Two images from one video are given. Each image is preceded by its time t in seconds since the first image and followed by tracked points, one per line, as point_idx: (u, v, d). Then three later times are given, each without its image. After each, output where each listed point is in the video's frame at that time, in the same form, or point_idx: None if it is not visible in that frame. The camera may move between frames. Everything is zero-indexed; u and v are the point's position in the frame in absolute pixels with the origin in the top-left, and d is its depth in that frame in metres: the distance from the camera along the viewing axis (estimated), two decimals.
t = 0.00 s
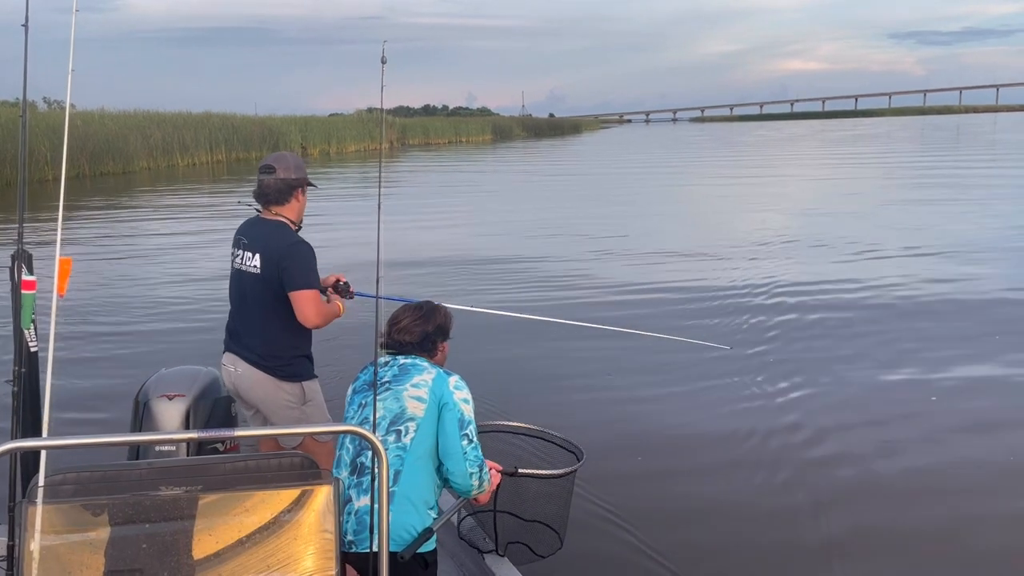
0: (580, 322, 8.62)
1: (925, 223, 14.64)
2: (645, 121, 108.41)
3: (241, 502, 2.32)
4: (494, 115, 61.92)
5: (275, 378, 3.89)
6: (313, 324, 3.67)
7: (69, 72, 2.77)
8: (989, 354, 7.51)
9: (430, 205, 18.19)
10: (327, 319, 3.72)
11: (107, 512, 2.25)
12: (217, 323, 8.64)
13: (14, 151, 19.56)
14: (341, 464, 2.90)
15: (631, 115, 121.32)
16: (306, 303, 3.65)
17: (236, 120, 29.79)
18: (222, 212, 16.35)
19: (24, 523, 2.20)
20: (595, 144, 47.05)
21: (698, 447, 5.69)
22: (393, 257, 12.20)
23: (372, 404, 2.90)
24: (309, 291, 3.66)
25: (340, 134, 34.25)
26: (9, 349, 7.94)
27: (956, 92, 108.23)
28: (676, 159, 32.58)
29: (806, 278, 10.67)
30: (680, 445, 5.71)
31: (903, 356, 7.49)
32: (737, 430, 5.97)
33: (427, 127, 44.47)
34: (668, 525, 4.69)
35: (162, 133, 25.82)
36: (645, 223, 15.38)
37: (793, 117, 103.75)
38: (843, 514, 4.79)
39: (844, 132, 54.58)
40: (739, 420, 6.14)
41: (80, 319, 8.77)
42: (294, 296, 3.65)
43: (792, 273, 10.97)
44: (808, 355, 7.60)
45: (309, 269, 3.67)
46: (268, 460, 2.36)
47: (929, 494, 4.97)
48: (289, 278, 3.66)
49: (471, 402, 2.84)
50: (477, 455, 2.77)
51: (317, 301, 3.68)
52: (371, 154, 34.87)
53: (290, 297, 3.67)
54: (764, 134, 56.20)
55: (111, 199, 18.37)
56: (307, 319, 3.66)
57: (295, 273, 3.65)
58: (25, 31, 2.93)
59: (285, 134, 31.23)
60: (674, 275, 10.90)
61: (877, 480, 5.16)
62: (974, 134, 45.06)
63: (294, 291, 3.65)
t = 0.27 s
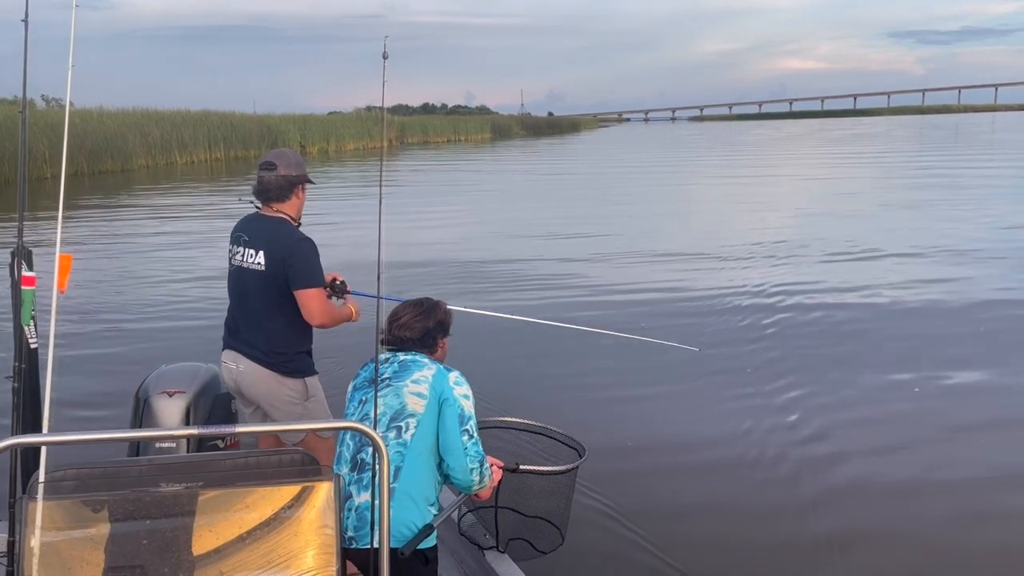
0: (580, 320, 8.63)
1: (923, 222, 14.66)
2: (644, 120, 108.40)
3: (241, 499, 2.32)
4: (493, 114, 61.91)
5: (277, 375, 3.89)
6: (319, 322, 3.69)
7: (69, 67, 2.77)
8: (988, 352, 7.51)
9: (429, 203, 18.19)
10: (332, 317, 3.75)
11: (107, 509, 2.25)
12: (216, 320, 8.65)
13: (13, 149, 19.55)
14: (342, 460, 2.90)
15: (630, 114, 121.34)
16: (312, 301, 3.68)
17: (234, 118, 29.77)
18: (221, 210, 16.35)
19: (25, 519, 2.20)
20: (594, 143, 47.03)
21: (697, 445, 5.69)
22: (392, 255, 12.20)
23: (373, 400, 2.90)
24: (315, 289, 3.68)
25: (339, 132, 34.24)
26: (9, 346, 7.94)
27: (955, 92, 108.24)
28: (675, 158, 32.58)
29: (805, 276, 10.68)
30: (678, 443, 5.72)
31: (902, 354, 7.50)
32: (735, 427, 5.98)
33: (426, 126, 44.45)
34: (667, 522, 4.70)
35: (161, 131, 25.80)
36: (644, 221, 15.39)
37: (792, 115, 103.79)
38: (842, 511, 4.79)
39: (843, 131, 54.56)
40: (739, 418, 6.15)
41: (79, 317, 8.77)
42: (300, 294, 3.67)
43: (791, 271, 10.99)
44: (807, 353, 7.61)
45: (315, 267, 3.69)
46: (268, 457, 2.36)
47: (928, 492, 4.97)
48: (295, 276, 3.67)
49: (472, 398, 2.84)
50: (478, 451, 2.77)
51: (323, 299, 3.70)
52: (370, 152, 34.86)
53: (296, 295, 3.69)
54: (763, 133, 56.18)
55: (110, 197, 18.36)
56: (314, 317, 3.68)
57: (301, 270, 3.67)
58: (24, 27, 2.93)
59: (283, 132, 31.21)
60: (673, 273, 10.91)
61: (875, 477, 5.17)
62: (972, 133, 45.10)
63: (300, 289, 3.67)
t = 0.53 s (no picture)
0: (580, 319, 8.63)
1: (923, 221, 14.67)
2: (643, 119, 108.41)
3: (244, 495, 2.32)
4: (492, 113, 61.88)
5: (281, 370, 3.89)
6: (321, 318, 3.69)
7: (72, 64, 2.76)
8: (988, 352, 7.52)
9: (428, 202, 18.19)
10: (333, 312, 3.74)
11: (109, 504, 2.25)
12: (217, 318, 8.64)
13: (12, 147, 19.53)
14: (344, 456, 2.90)
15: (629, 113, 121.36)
16: (313, 297, 3.68)
17: (233, 116, 29.74)
18: (221, 208, 16.34)
19: (27, 516, 2.20)
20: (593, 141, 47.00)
21: (697, 442, 5.69)
22: (392, 253, 12.20)
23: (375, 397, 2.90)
24: (317, 284, 3.68)
25: (338, 131, 34.20)
26: (9, 343, 7.94)
27: (953, 91, 108.31)
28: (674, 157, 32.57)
29: (805, 275, 10.68)
30: (679, 441, 5.72)
31: (902, 353, 7.51)
32: (736, 425, 5.98)
33: (424, 124, 44.41)
34: (668, 520, 4.70)
35: (160, 129, 25.77)
36: (644, 220, 15.39)
37: (791, 115, 103.79)
38: (843, 509, 4.80)
39: (842, 130, 54.56)
40: (739, 416, 6.15)
41: (79, 314, 8.75)
42: (302, 289, 3.67)
43: (791, 270, 11.00)
44: (807, 352, 7.62)
45: (318, 262, 3.69)
46: (270, 453, 2.36)
47: (928, 490, 4.98)
48: (298, 271, 3.67)
49: (474, 395, 2.84)
50: (480, 448, 2.77)
51: (324, 295, 3.70)
52: (369, 151, 34.84)
53: (299, 290, 3.69)
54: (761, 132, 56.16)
55: (110, 195, 18.34)
56: (315, 313, 3.69)
57: (304, 266, 3.67)
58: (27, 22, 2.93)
59: (282, 130, 31.18)
60: (673, 273, 10.92)
61: (876, 476, 5.18)
62: (971, 133, 45.13)
63: (302, 284, 3.67)
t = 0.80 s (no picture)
0: (580, 317, 8.64)
1: (923, 221, 14.66)
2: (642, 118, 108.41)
3: (247, 492, 2.32)
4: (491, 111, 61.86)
5: (283, 367, 3.90)
6: (321, 313, 3.69)
7: (76, 60, 2.76)
8: (989, 352, 7.52)
9: (427, 200, 18.18)
10: (334, 308, 3.74)
11: (112, 501, 2.25)
12: (217, 316, 8.65)
13: (13, 144, 19.53)
14: (347, 453, 2.90)
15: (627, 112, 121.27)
16: (314, 293, 3.67)
17: (232, 114, 29.72)
18: (220, 206, 16.33)
19: (32, 513, 2.20)
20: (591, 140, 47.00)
21: (698, 442, 5.70)
22: (392, 252, 12.19)
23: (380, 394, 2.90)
24: (318, 281, 3.68)
25: (337, 129, 34.18)
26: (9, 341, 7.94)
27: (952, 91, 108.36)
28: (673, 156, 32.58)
29: (805, 275, 10.69)
30: (680, 440, 5.73)
31: (902, 352, 7.52)
32: (737, 425, 5.99)
33: (423, 123, 44.37)
34: (669, 519, 4.71)
35: (159, 127, 25.75)
36: (644, 219, 15.39)
37: (790, 114, 103.82)
38: (844, 508, 4.80)
39: (841, 130, 54.59)
40: (740, 415, 6.16)
41: (79, 312, 8.75)
42: (303, 284, 3.67)
43: (791, 269, 11.00)
44: (808, 351, 7.63)
45: (321, 258, 3.69)
46: (273, 451, 2.35)
47: (929, 490, 4.98)
48: (300, 266, 3.67)
49: (478, 393, 2.84)
50: (483, 447, 2.78)
51: (325, 291, 3.69)
52: (369, 149, 34.82)
53: (300, 286, 3.69)
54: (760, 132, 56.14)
55: (109, 192, 18.33)
56: (315, 308, 3.68)
57: (307, 262, 3.67)
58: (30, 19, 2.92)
59: (281, 128, 31.17)
60: (673, 272, 10.93)
61: (877, 475, 5.18)
62: (970, 133, 45.16)
63: (303, 279, 3.67)
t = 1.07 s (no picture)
0: (581, 317, 8.64)
1: (924, 220, 14.65)
2: (642, 117, 108.42)
3: (247, 489, 2.31)
4: (490, 110, 61.83)
5: (283, 365, 3.89)
6: (316, 311, 3.67)
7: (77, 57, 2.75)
8: (989, 352, 7.52)
9: (428, 199, 18.18)
10: (330, 307, 3.72)
11: (112, 499, 2.24)
12: (217, 314, 8.64)
13: (12, 142, 19.52)
14: (349, 451, 2.89)
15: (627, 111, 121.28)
16: (312, 291, 3.66)
17: (232, 113, 29.71)
18: (220, 204, 16.32)
19: (32, 511, 2.19)
20: (591, 139, 46.99)
21: (698, 441, 5.70)
22: (393, 250, 12.18)
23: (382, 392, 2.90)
24: (316, 278, 3.66)
25: (337, 127, 34.18)
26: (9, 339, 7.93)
27: (951, 91, 108.41)
28: (673, 155, 32.58)
29: (805, 274, 10.68)
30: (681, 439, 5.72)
31: (903, 352, 7.51)
32: (738, 424, 5.99)
33: (423, 122, 44.36)
34: (670, 519, 4.70)
35: (159, 126, 25.74)
36: (644, 218, 15.38)
37: (789, 113, 103.78)
38: (846, 508, 4.80)
39: (840, 129, 54.58)
40: (741, 415, 6.15)
41: (78, 310, 8.74)
42: (300, 281, 3.65)
43: (791, 269, 10.99)
44: (809, 350, 7.62)
45: (319, 257, 3.68)
46: (273, 448, 2.34)
47: (930, 490, 4.97)
48: (299, 264, 3.66)
49: (481, 392, 2.84)
50: (487, 445, 2.77)
51: (323, 289, 3.68)
52: (368, 148, 34.81)
53: (298, 284, 3.68)
54: (759, 131, 56.12)
55: (108, 191, 18.32)
56: (311, 306, 3.67)
57: (305, 260, 3.66)
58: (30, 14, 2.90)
59: (281, 127, 31.17)
60: (674, 271, 10.93)
61: (878, 475, 5.18)
62: (969, 133, 45.17)
63: (301, 276, 3.65)
